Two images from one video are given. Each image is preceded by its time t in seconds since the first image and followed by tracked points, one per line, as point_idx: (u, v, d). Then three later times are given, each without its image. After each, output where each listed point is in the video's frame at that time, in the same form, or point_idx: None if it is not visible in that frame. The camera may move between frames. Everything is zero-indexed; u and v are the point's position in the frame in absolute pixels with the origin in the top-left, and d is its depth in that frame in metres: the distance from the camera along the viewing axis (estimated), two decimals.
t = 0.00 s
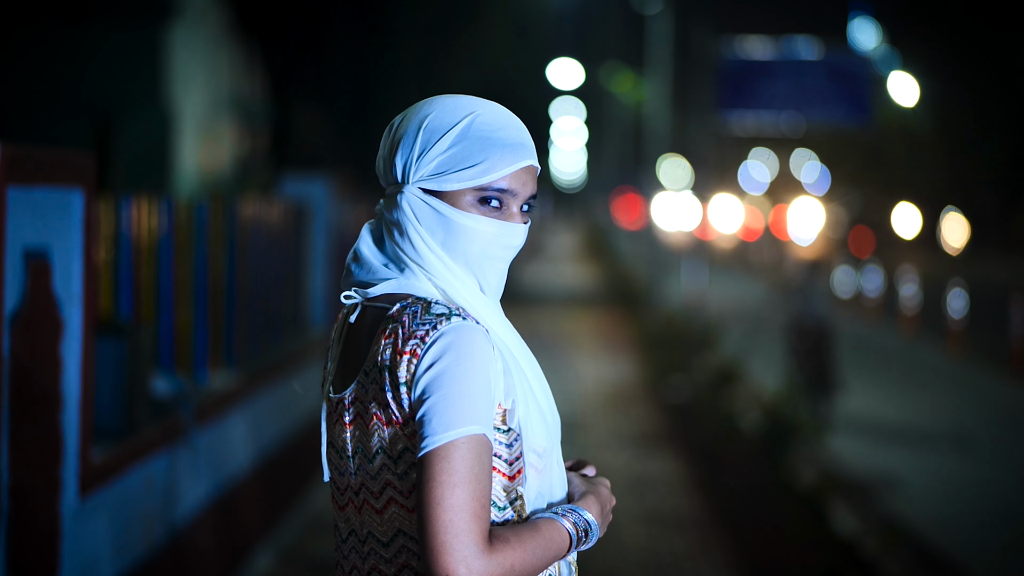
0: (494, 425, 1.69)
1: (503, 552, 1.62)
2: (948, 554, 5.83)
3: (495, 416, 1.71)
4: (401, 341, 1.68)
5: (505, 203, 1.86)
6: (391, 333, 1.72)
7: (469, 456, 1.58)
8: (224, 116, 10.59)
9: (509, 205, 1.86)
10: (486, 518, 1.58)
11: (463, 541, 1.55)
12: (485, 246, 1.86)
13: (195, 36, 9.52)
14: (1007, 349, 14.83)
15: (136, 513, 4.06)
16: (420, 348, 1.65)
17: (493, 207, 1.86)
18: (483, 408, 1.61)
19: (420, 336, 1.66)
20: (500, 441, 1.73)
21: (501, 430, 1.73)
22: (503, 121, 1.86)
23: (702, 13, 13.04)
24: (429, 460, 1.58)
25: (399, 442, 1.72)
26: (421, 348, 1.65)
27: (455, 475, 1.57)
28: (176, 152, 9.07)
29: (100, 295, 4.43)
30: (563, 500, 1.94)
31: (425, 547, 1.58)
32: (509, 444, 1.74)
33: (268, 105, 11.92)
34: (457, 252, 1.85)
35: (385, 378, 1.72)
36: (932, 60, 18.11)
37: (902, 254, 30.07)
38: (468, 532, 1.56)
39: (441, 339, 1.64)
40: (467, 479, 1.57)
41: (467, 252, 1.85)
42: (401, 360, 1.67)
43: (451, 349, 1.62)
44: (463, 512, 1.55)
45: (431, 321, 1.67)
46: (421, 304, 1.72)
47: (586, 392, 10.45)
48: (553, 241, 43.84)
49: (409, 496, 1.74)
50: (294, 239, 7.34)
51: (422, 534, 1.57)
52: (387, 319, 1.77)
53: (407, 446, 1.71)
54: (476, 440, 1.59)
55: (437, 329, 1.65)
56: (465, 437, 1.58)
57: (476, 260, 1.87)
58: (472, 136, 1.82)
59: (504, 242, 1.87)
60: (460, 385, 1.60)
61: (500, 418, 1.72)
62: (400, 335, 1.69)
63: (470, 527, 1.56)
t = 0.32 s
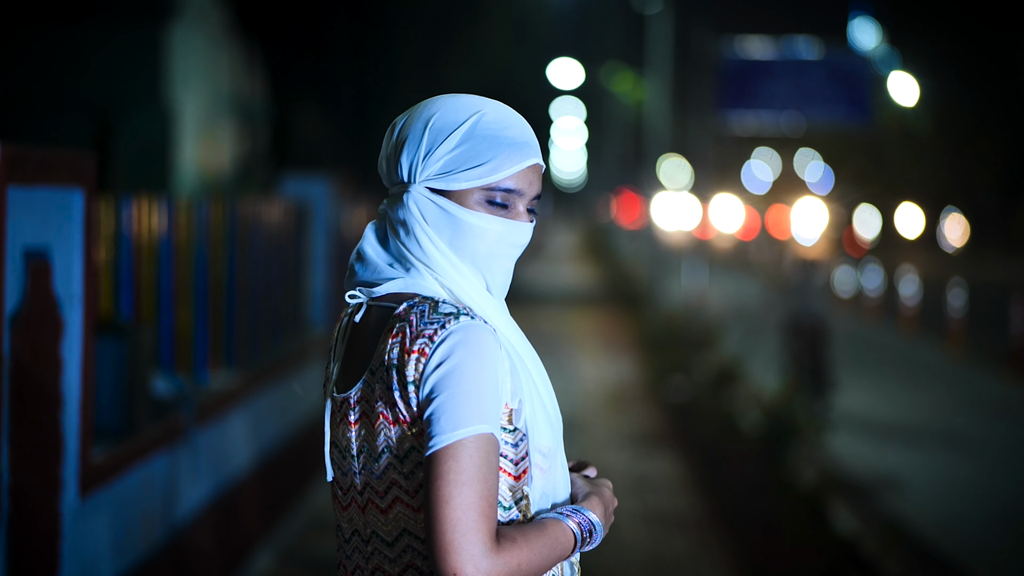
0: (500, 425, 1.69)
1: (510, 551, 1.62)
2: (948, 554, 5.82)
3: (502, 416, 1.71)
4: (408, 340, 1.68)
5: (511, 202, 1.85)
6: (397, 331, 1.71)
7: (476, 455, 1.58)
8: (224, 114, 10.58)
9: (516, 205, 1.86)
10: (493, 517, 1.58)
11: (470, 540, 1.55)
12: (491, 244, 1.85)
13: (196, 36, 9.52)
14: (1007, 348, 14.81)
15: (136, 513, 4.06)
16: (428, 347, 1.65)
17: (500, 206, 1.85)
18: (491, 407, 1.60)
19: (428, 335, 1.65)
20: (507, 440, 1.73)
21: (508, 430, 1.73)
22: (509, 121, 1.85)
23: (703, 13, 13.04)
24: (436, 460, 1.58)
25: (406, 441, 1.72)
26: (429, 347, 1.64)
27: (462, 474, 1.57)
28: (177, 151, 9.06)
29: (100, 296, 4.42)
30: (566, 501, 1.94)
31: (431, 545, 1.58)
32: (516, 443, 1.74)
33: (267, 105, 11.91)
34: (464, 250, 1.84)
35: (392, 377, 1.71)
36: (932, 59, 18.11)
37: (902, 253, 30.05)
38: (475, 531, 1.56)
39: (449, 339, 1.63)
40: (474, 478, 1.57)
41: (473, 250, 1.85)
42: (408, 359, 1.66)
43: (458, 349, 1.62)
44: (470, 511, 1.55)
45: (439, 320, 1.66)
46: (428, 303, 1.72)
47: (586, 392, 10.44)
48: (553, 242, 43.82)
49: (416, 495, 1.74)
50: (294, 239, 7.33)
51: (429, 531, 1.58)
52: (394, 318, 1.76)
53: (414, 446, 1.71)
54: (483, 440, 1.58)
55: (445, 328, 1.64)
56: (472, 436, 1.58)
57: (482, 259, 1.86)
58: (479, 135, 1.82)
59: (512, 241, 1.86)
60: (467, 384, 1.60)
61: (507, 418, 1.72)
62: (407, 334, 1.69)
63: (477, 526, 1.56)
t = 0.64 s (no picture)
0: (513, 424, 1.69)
1: (523, 550, 1.63)
2: (948, 554, 5.81)
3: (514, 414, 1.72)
4: (422, 339, 1.67)
5: (523, 201, 1.86)
6: (409, 330, 1.70)
7: (490, 455, 1.58)
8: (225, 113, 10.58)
9: (527, 203, 1.87)
10: (506, 516, 1.59)
11: (484, 539, 1.57)
12: (505, 242, 1.85)
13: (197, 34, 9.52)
14: (1007, 348, 14.79)
15: (136, 512, 4.06)
16: (442, 346, 1.64)
17: (512, 204, 1.86)
18: (505, 406, 1.61)
19: (442, 333, 1.65)
20: (517, 440, 1.73)
21: (518, 429, 1.73)
22: (522, 120, 1.86)
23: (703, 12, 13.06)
24: (450, 459, 1.58)
25: (417, 441, 1.72)
26: (443, 346, 1.64)
27: (475, 474, 1.58)
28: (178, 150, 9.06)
29: (100, 295, 4.42)
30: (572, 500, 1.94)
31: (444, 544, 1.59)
32: (526, 442, 1.74)
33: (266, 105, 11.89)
34: (476, 249, 1.84)
35: (404, 376, 1.70)
36: (932, 58, 18.12)
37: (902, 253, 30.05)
38: (490, 530, 1.57)
39: (464, 338, 1.63)
40: (487, 478, 1.58)
41: (486, 247, 1.85)
42: (420, 358, 1.66)
43: (472, 348, 1.62)
44: (484, 510, 1.57)
45: (453, 319, 1.66)
46: (440, 302, 1.72)
47: (586, 391, 10.44)
48: (554, 242, 43.79)
49: (427, 493, 1.75)
50: (294, 238, 7.33)
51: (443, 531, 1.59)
52: (405, 316, 1.75)
53: (426, 444, 1.71)
54: (497, 440, 1.59)
55: (460, 327, 1.64)
56: (485, 436, 1.58)
57: (495, 256, 1.86)
58: (493, 133, 1.82)
59: (524, 238, 1.87)
60: (482, 384, 1.60)
61: (518, 416, 1.73)
62: (420, 333, 1.68)
63: (491, 526, 1.57)
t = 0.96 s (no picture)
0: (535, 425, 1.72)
1: (546, 550, 1.67)
2: (949, 554, 5.79)
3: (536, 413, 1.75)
4: (444, 339, 1.70)
5: (543, 200, 1.89)
6: (429, 329, 1.73)
7: (514, 455, 1.62)
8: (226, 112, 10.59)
9: (547, 202, 1.90)
10: (530, 516, 1.63)
11: (508, 539, 1.60)
12: (525, 242, 1.88)
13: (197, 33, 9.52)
14: (1008, 346, 14.76)
15: (136, 511, 4.05)
16: (465, 346, 1.67)
17: (533, 203, 1.89)
18: (527, 407, 1.65)
19: (465, 333, 1.68)
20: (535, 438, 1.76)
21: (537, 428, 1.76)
22: (542, 120, 1.89)
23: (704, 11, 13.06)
24: (473, 460, 1.62)
25: (438, 440, 1.74)
26: (467, 347, 1.67)
27: (499, 473, 1.61)
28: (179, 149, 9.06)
29: (101, 293, 4.41)
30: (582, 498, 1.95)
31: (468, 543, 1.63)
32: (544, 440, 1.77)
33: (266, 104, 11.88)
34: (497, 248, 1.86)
35: (425, 375, 1.72)
36: (931, 57, 18.12)
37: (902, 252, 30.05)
38: (514, 531, 1.61)
39: (487, 338, 1.66)
40: (512, 478, 1.61)
41: (507, 247, 1.87)
42: (442, 358, 1.69)
43: (496, 348, 1.65)
44: (509, 511, 1.60)
45: (474, 319, 1.69)
46: (460, 302, 1.74)
47: (586, 390, 10.44)
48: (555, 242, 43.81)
49: (446, 493, 1.77)
50: (294, 238, 7.32)
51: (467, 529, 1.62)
52: (424, 316, 1.77)
53: (447, 445, 1.74)
54: (521, 441, 1.63)
55: (483, 328, 1.67)
56: (508, 438, 1.62)
57: (514, 256, 1.88)
58: (519, 132, 1.84)
59: (541, 237, 1.89)
60: (506, 385, 1.64)
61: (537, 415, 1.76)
62: (442, 333, 1.71)
63: (515, 526, 1.61)
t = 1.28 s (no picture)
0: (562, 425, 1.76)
1: (581, 551, 1.73)
2: (951, 553, 5.77)
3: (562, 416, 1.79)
4: (476, 341, 1.73)
5: (564, 201, 1.95)
6: (458, 331, 1.76)
7: (549, 457, 1.68)
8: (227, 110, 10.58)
9: (565, 203, 1.96)
10: (565, 517, 1.69)
11: (545, 542, 1.66)
12: (547, 243, 1.92)
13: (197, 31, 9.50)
14: (1008, 345, 14.76)
15: (137, 510, 4.06)
16: (500, 349, 1.72)
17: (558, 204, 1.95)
18: (560, 409, 1.71)
19: (498, 335, 1.72)
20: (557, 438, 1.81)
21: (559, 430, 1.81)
22: (562, 122, 1.95)
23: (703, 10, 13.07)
24: (509, 463, 1.67)
25: (466, 441, 1.76)
26: (501, 349, 1.72)
27: (536, 475, 1.67)
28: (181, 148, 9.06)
29: (101, 291, 4.40)
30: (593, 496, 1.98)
31: (505, 543, 1.68)
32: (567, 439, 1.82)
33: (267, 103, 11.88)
34: (524, 250, 1.89)
35: (457, 377, 1.74)
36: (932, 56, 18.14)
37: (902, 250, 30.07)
38: (551, 533, 1.66)
39: (521, 342, 1.71)
40: (548, 481, 1.67)
41: (533, 249, 1.90)
42: (475, 361, 1.72)
43: (531, 351, 1.71)
44: (547, 512, 1.66)
45: (507, 321, 1.73)
46: (489, 303, 1.78)
47: (586, 389, 10.45)
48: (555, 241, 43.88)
49: (472, 494, 1.80)
50: (295, 236, 7.32)
51: (505, 530, 1.67)
52: (453, 318, 1.78)
53: (475, 447, 1.76)
54: (556, 443, 1.69)
55: (516, 330, 1.72)
56: (544, 441, 1.68)
57: (538, 257, 1.92)
58: (550, 134, 1.90)
59: (559, 237, 1.95)
60: (543, 388, 1.69)
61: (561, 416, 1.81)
62: (472, 334, 1.74)
63: (553, 529, 1.66)
